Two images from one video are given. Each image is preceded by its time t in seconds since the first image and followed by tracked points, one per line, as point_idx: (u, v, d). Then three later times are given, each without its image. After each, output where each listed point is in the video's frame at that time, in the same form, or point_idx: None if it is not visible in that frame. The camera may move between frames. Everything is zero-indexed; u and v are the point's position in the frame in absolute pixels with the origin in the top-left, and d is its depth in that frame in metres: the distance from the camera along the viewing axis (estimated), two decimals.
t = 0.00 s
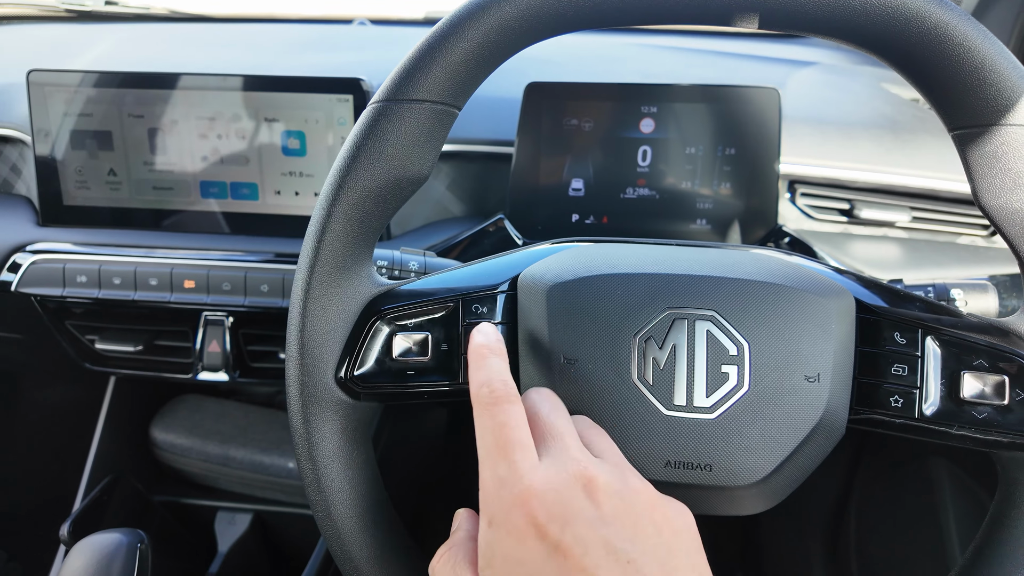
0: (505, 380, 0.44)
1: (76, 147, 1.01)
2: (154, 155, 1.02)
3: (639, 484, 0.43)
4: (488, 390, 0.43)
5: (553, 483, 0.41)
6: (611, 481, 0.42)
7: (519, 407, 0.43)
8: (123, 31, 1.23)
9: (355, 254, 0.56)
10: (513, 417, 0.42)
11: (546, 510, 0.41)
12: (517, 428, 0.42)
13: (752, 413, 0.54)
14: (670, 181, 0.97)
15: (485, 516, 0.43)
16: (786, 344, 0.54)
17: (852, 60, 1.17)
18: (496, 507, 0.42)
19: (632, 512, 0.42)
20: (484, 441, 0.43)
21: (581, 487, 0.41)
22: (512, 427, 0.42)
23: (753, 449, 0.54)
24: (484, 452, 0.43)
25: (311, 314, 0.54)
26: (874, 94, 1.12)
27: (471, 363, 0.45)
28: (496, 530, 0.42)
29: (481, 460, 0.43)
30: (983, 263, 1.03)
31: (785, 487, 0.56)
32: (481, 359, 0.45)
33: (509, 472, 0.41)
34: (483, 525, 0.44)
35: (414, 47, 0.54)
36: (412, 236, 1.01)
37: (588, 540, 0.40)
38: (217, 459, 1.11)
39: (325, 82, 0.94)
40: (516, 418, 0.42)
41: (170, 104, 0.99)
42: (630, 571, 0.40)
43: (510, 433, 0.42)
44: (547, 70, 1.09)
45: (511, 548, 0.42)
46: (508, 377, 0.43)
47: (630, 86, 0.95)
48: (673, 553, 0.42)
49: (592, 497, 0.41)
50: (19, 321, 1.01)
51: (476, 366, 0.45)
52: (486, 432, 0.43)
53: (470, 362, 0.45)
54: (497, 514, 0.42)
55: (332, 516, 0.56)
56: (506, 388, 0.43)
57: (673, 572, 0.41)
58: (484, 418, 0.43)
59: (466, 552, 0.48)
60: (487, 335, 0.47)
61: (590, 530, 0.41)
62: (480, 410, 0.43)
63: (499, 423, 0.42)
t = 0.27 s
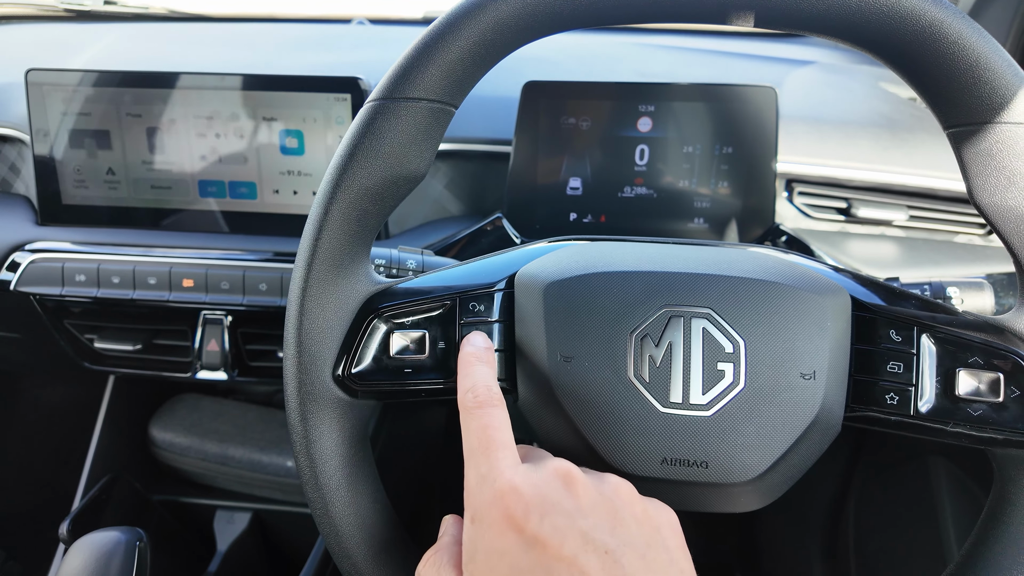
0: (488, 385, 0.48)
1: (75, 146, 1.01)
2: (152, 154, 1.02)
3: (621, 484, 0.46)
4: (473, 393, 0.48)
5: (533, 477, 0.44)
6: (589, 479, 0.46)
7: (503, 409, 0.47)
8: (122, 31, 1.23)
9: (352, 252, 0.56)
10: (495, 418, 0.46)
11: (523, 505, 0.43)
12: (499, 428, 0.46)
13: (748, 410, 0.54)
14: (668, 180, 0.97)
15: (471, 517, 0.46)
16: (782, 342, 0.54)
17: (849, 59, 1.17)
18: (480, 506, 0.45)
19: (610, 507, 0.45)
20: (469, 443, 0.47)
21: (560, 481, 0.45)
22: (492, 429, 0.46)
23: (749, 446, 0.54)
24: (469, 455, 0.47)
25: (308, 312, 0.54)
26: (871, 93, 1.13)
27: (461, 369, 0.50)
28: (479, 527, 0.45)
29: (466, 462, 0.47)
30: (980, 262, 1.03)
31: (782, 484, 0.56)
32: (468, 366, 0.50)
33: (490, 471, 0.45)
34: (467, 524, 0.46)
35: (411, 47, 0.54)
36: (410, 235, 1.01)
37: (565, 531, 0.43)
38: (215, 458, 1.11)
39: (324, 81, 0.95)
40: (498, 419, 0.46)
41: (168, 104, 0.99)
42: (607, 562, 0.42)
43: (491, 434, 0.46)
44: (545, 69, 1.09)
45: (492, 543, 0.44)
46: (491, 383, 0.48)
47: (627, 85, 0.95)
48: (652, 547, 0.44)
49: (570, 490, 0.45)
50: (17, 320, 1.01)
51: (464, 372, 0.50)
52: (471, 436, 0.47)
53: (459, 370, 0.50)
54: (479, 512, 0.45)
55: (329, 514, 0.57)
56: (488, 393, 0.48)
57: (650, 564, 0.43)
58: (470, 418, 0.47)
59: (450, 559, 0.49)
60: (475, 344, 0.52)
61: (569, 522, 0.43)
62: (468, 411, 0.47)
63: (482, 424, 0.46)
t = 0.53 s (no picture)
0: (499, 399, 0.48)
1: (74, 146, 1.01)
2: (152, 154, 1.02)
3: (639, 502, 0.48)
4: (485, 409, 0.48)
5: (553, 495, 0.45)
6: (608, 497, 0.47)
7: (516, 425, 0.47)
8: (121, 30, 1.22)
9: (352, 253, 0.56)
10: (509, 434, 0.46)
11: (544, 524, 0.44)
12: (516, 446, 0.46)
13: (750, 412, 0.54)
14: (669, 180, 0.97)
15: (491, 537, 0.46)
16: (784, 343, 0.54)
17: (850, 59, 1.17)
18: (501, 526, 0.45)
19: (629, 524, 0.46)
20: (485, 463, 0.47)
21: (580, 499, 0.46)
22: (508, 447, 0.46)
23: (752, 448, 0.54)
24: (486, 475, 0.47)
25: (308, 313, 0.54)
26: (872, 93, 1.12)
27: (469, 382, 0.50)
28: (500, 547, 0.45)
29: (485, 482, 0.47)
30: (982, 262, 1.03)
31: (784, 486, 0.56)
32: (477, 379, 0.50)
33: (510, 491, 0.45)
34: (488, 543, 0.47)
35: (411, 46, 0.53)
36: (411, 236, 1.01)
37: (587, 548, 0.44)
38: (215, 459, 1.10)
39: (324, 81, 0.94)
40: (514, 437, 0.46)
41: (167, 103, 0.99)
42: None
43: (508, 451, 0.46)
44: (546, 69, 1.09)
45: (514, 562, 0.45)
46: (502, 396, 0.48)
47: (628, 85, 0.95)
48: (670, 563, 0.45)
49: (590, 507, 0.46)
50: (16, 320, 1.01)
51: (473, 386, 0.50)
52: (486, 455, 0.47)
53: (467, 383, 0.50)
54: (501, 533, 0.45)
55: (330, 516, 0.56)
56: (500, 408, 0.48)
57: None
58: (485, 437, 0.47)
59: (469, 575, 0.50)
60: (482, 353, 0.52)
61: (591, 539, 0.44)
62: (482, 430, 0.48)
63: (498, 443, 0.46)
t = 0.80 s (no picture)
0: (529, 381, 0.44)
1: (80, 150, 1.01)
2: (157, 158, 1.02)
3: (660, 499, 0.47)
4: (514, 391, 0.43)
5: (585, 489, 0.44)
6: (633, 492, 0.47)
7: (545, 410, 0.43)
8: (125, 33, 1.22)
9: (363, 259, 0.56)
10: (538, 419, 0.43)
11: (576, 517, 0.43)
12: (546, 434, 0.43)
13: (760, 418, 0.54)
14: (675, 184, 0.97)
15: (515, 525, 0.45)
16: (794, 349, 0.54)
17: (854, 62, 1.17)
18: (530, 515, 0.44)
19: (654, 520, 0.46)
20: (512, 449, 0.43)
21: (609, 494, 0.45)
22: (540, 434, 0.43)
23: (762, 454, 0.54)
24: (510, 462, 0.44)
25: (320, 320, 0.54)
26: (876, 96, 1.13)
27: (494, 364, 0.46)
28: (527, 538, 0.44)
29: (510, 469, 0.44)
30: (986, 265, 1.03)
31: (794, 491, 0.56)
32: (502, 362, 0.46)
33: (542, 481, 0.43)
34: (511, 532, 0.45)
35: (422, 53, 0.54)
36: (417, 239, 1.01)
37: (618, 544, 0.43)
38: (220, 462, 1.11)
39: (330, 85, 0.94)
40: (544, 424, 0.43)
41: (173, 107, 0.99)
42: None
43: (539, 438, 0.43)
44: (551, 73, 1.09)
45: (542, 554, 0.43)
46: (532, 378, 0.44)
47: (634, 89, 0.95)
48: (691, 562, 0.45)
49: (618, 502, 0.45)
50: (22, 323, 1.01)
51: (498, 367, 0.46)
52: (514, 441, 0.43)
53: (491, 366, 0.46)
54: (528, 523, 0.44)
55: (341, 522, 0.56)
56: (531, 389, 0.44)
57: None
58: (513, 421, 0.43)
59: (488, 563, 0.49)
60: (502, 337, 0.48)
61: (620, 536, 0.44)
62: (508, 413, 0.44)
63: (528, 429, 0.43)
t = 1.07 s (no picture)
0: (569, 330, 0.41)
1: (83, 152, 1.01)
2: (160, 160, 1.02)
3: (711, 466, 0.42)
4: (555, 342, 0.39)
5: (634, 453, 0.39)
6: (685, 458, 0.41)
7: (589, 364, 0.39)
8: (127, 35, 1.22)
9: (369, 264, 0.56)
10: (583, 374, 0.38)
11: (626, 484, 0.38)
12: (592, 388, 0.38)
13: (767, 424, 0.54)
14: (678, 187, 0.97)
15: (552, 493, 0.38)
16: (801, 354, 0.54)
17: (857, 64, 1.17)
18: (573, 479, 0.37)
19: (708, 491, 0.40)
20: (552, 404, 0.38)
21: (661, 459, 0.40)
22: (585, 388, 0.37)
23: (769, 460, 0.54)
24: (547, 418, 0.38)
25: (326, 325, 0.54)
26: (879, 98, 1.13)
27: (528, 310, 0.43)
28: (567, 506, 0.37)
29: (547, 426, 0.38)
30: (991, 269, 1.03)
31: (800, 497, 0.56)
32: (538, 309, 0.43)
33: (588, 440, 0.37)
34: (546, 500, 0.38)
35: (428, 58, 0.53)
36: (420, 242, 1.01)
37: (672, 515, 0.38)
38: (222, 464, 1.10)
39: (334, 88, 0.94)
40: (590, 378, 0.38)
41: (175, 110, 0.99)
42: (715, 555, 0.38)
43: (585, 392, 0.37)
44: (555, 75, 1.09)
45: (587, 524, 0.37)
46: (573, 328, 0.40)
47: (638, 92, 0.95)
48: (748, 538, 0.40)
49: (670, 469, 0.40)
50: (25, 326, 1.01)
51: (533, 314, 0.42)
52: (554, 395, 0.38)
53: (525, 313, 0.43)
54: (570, 489, 0.37)
55: (347, 528, 0.56)
56: (573, 341, 0.39)
57: (752, 560, 0.39)
58: (555, 373, 0.38)
59: (514, 526, 0.43)
60: (534, 284, 0.45)
61: (675, 507, 0.38)
62: (548, 365, 0.39)
63: (571, 382, 0.38)
